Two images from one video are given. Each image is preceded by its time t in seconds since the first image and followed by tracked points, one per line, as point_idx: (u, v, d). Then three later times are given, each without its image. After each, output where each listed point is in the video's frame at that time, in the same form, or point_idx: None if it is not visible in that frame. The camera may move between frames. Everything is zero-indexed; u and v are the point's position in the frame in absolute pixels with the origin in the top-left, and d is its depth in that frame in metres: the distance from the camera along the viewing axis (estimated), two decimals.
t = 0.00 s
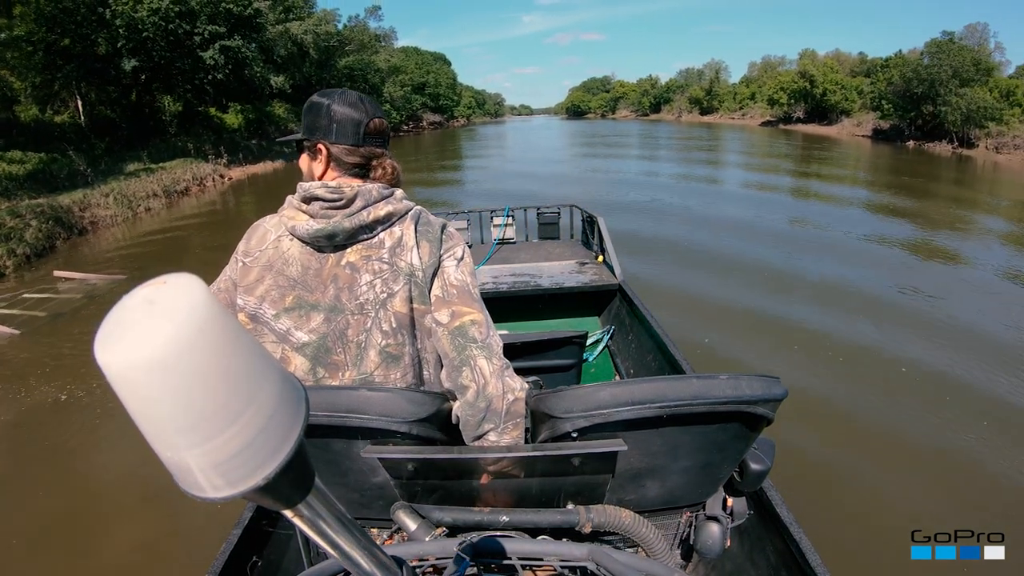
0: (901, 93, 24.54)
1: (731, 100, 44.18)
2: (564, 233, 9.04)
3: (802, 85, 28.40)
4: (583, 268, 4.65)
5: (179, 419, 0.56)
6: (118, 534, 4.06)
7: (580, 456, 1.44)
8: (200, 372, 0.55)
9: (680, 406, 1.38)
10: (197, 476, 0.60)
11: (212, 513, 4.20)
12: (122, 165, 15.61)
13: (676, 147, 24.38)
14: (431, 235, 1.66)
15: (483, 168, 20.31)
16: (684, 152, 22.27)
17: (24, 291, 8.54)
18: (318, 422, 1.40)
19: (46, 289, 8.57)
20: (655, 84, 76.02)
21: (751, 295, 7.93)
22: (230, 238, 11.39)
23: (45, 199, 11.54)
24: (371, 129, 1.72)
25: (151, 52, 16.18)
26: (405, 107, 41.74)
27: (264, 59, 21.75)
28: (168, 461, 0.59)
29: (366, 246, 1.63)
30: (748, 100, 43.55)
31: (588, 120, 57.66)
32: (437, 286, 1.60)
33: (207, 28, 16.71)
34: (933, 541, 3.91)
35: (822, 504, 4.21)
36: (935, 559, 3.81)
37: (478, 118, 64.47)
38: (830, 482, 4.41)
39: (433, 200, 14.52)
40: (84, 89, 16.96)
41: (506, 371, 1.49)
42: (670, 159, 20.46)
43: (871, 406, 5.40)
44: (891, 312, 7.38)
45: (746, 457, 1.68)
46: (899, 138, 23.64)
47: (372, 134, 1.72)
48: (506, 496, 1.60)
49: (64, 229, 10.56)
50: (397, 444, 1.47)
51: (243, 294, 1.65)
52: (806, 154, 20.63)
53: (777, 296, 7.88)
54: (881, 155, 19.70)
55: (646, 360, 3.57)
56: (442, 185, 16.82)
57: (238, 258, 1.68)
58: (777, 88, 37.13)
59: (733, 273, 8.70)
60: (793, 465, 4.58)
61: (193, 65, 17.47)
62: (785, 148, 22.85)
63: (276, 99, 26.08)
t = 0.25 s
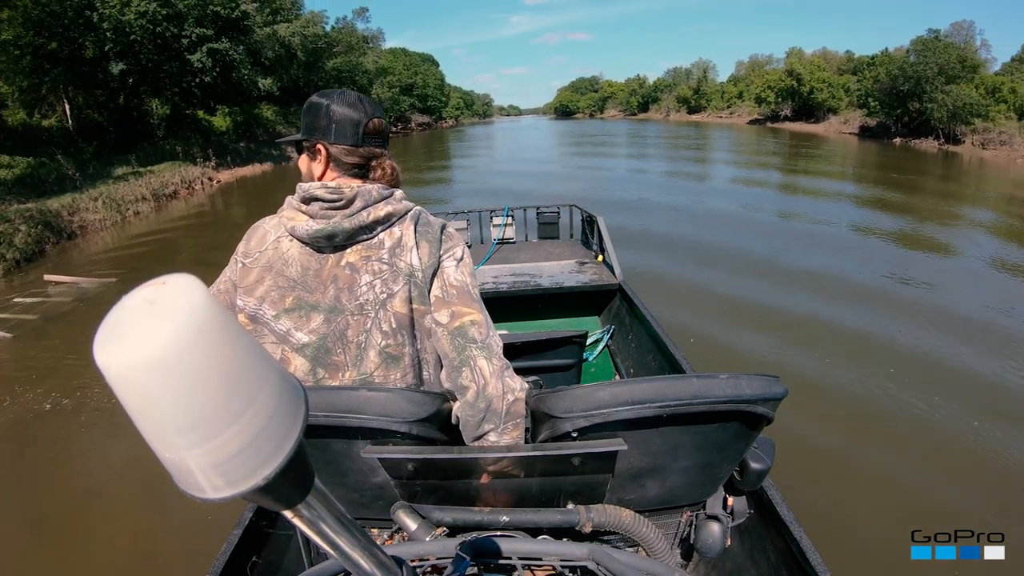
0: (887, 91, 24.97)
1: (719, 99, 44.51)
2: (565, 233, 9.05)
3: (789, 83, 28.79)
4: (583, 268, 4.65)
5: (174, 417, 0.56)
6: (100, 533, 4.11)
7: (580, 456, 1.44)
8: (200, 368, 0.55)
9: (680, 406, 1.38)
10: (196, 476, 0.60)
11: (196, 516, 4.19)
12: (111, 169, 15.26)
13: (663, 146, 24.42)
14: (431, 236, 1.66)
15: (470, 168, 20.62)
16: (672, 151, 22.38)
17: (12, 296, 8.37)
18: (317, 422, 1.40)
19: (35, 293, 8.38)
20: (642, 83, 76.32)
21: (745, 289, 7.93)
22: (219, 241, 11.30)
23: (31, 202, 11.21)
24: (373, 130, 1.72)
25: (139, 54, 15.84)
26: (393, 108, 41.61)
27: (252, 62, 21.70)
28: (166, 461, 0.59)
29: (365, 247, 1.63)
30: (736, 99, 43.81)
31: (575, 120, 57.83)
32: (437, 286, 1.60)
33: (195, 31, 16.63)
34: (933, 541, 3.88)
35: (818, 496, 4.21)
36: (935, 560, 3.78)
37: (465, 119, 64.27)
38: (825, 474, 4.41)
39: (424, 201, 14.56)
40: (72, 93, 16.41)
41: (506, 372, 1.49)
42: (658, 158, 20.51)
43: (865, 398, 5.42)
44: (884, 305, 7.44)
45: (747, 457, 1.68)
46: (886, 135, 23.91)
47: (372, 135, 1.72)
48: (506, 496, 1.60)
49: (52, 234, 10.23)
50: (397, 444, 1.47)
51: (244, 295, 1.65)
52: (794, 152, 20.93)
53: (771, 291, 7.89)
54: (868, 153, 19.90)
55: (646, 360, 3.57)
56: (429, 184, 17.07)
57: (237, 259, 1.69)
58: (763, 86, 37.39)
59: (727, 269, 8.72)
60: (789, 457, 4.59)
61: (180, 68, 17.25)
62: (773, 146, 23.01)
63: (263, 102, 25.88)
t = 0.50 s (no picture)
0: (874, 91, 25.31)
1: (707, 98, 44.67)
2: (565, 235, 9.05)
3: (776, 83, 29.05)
4: (583, 268, 4.64)
5: (174, 416, 0.56)
6: (93, 541, 4.08)
7: (581, 456, 1.43)
8: (200, 368, 0.55)
9: (680, 406, 1.38)
10: (196, 477, 0.60)
11: (190, 526, 4.13)
12: (99, 171, 14.93)
13: (652, 147, 24.42)
14: (432, 236, 1.67)
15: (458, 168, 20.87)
16: (660, 151, 22.45)
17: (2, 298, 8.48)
18: (318, 421, 1.39)
19: (23, 297, 8.53)
20: (630, 83, 76.46)
21: (736, 294, 7.99)
22: (209, 243, 11.21)
23: (16, 205, 11.23)
24: (363, 132, 1.70)
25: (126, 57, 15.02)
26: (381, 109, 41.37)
27: (240, 64, 21.67)
28: (168, 462, 0.59)
29: (367, 248, 1.64)
30: (724, 98, 43.98)
31: (563, 120, 57.94)
32: (438, 287, 1.61)
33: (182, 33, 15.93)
34: (932, 541, 3.93)
35: (815, 499, 4.26)
36: (935, 560, 3.83)
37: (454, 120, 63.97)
38: (820, 478, 4.47)
39: (415, 201, 14.60)
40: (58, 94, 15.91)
41: (507, 372, 1.49)
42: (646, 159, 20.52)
43: (857, 400, 5.51)
44: (873, 306, 7.59)
45: (747, 457, 1.67)
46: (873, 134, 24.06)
47: (360, 136, 1.70)
48: (506, 496, 1.59)
49: (42, 236, 10.42)
50: (397, 444, 1.47)
51: (243, 296, 1.64)
52: (781, 151, 21.15)
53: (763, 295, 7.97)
54: (855, 152, 20.01)
55: (646, 360, 3.57)
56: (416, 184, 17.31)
57: (238, 260, 1.68)
58: (750, 87, 37.55)
59: (718, 273, 8.79)
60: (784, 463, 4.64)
61: (168, 70, 16.69)
62: (761, 146, 23.09)
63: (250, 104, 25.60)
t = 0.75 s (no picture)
0: (861, 90, 25.64)
1: (695, 97, 44.98)
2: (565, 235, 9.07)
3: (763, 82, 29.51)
4: (583, 268, 4.64)
5: (172, 416, 0.56)
6: (84, 546, 4.06)
7: (580, 457, 1.43)
8: (202, 366, 0.55)
9: (680, 406, 1.38)
10: (195, 476, 0.60)
11: (181, 533, 4.09)
12: (87, 174, 14.69)
13: (640, 147, 24.39)
14: (429, 237, 1.66)
15: (449, 168, 21.03)
16: (648, 151, 22.53)
17: None
18: (318, 421, 1.39)
19: (14, 299, 8.47)
20: (619, 83, 76.56)
21: (727, 290, 8.07)
22: (198, 245, 11.11)
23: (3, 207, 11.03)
24: (334, 131, 1.70)
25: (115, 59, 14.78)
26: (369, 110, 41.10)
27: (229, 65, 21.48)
28: (168, 462, 0.59)
29: (364, 249, 1.63)
30: (712, 98, 44.26)
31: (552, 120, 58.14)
32: (436, 287, 1.60)
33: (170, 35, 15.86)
34: (933, 541, 3.90)
35: (809, 488, 4.32)
36: (935, 560, 3.81)
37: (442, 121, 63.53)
38: (814, 467, 4.54)
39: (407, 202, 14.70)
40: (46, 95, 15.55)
41: (505, 374, 1.49)
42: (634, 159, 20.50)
43: (846, 389, 5.61)
44: (861, 299, 7.72)
45: (747, 457, 1.67)
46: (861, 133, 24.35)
47: (330, 134, 1.70)
48: (505, 497, 1.60)
49: (31, 239, 10.29)
50: (397, 444, 1.47)
51: (242, 298, 1.64)
52: (769, 151, 21.36)
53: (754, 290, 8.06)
54: (842, 151, 20.20)
55: (646, 360, 3.57)
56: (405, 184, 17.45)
57: (236, 262, 1.69)
58: (737, 86, 37.70)
59: (720, 271, 8.80)
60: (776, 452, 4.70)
61: (157, 72, 16.61)
62: (747, 146, 23.25)
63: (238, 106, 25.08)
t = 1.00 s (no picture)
0: (848, 89, 25.95)
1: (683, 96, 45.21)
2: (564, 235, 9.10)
3: (749, 82, 29.78)
4: (583, 268, 4.64)
5: (171, 415, 0.56)
6: (76, 552, 3.99)
7: (580, 457, 1.43)
8: (201, 366, 0.55)
9: (680, 405, 1.38)
10: (194, 476, 0.60)
11: (177, 541, 4.02)
12: (74, 176, 14.36)
13: (629, 146, 24.36)
14: (427, 237, 1.66)
15: (441, 168, 21.15)
16: (636, 151, 22.56)
17: None
18: (318, 422, 1.39)
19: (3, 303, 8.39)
20: (608, 83, 76.62)
21: (719, 283, 8.19)
22: (187, 248, 10.99)
23: None
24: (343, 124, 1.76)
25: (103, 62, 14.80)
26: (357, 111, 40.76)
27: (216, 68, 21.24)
28: (168, 462, 0.59)
29: (361, 249, 1.63)
30: (699, 98, 44.45)
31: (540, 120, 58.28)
32: (434, 288, 1.60)
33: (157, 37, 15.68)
34: (933, 541, 3.90)
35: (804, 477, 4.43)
36: (935, 559, 3.81)
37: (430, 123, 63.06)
38: (807, 457, 4.65)
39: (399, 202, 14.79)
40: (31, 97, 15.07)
41: (504, 374, 1.50)
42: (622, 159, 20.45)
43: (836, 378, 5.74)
44: (850, 291, 7.88)
45: (747, 457, 1.68)
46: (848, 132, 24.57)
47: (336, 126, 1.76)
48: (504, 496, 1.60)
49: (20, 242, 10.04)
50: (397, 444, 1.47)
51: (240, 298, 1.65)
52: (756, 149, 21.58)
53: (746, 285, 8.18)
54: (829, 151, 20.41)
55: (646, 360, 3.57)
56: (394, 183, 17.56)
57: (234, 262, 1.70)
58: (724, 86, 37.81)
59: (722, 268, 8.81)
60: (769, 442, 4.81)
61: (144, 74, 16.41)
62: (735, 145, 23.34)
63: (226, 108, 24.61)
